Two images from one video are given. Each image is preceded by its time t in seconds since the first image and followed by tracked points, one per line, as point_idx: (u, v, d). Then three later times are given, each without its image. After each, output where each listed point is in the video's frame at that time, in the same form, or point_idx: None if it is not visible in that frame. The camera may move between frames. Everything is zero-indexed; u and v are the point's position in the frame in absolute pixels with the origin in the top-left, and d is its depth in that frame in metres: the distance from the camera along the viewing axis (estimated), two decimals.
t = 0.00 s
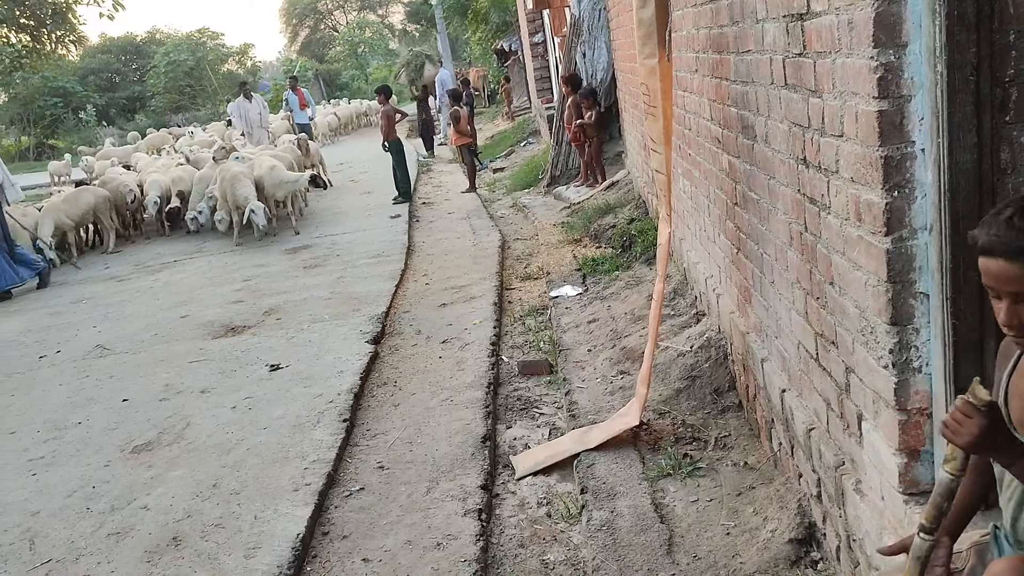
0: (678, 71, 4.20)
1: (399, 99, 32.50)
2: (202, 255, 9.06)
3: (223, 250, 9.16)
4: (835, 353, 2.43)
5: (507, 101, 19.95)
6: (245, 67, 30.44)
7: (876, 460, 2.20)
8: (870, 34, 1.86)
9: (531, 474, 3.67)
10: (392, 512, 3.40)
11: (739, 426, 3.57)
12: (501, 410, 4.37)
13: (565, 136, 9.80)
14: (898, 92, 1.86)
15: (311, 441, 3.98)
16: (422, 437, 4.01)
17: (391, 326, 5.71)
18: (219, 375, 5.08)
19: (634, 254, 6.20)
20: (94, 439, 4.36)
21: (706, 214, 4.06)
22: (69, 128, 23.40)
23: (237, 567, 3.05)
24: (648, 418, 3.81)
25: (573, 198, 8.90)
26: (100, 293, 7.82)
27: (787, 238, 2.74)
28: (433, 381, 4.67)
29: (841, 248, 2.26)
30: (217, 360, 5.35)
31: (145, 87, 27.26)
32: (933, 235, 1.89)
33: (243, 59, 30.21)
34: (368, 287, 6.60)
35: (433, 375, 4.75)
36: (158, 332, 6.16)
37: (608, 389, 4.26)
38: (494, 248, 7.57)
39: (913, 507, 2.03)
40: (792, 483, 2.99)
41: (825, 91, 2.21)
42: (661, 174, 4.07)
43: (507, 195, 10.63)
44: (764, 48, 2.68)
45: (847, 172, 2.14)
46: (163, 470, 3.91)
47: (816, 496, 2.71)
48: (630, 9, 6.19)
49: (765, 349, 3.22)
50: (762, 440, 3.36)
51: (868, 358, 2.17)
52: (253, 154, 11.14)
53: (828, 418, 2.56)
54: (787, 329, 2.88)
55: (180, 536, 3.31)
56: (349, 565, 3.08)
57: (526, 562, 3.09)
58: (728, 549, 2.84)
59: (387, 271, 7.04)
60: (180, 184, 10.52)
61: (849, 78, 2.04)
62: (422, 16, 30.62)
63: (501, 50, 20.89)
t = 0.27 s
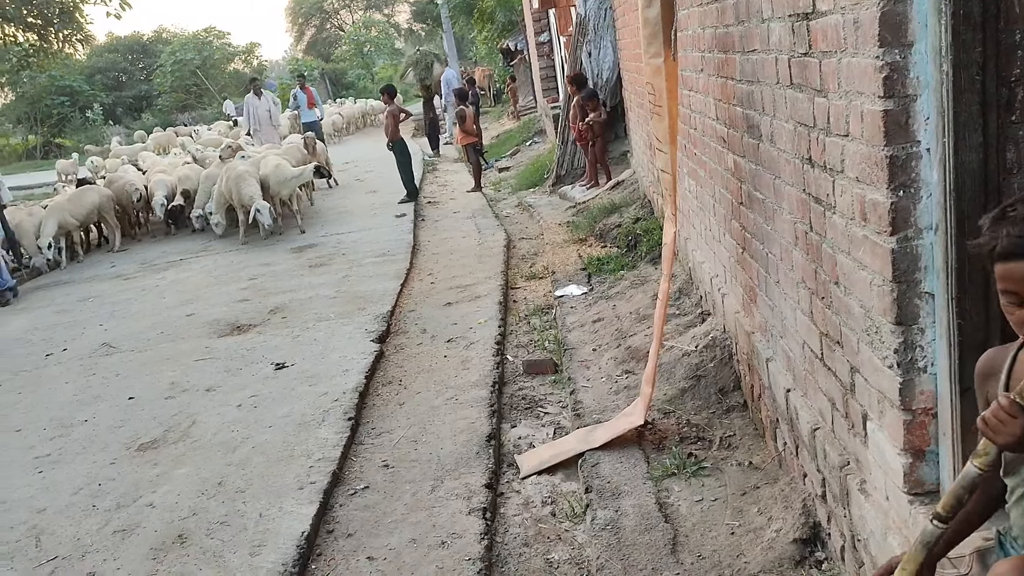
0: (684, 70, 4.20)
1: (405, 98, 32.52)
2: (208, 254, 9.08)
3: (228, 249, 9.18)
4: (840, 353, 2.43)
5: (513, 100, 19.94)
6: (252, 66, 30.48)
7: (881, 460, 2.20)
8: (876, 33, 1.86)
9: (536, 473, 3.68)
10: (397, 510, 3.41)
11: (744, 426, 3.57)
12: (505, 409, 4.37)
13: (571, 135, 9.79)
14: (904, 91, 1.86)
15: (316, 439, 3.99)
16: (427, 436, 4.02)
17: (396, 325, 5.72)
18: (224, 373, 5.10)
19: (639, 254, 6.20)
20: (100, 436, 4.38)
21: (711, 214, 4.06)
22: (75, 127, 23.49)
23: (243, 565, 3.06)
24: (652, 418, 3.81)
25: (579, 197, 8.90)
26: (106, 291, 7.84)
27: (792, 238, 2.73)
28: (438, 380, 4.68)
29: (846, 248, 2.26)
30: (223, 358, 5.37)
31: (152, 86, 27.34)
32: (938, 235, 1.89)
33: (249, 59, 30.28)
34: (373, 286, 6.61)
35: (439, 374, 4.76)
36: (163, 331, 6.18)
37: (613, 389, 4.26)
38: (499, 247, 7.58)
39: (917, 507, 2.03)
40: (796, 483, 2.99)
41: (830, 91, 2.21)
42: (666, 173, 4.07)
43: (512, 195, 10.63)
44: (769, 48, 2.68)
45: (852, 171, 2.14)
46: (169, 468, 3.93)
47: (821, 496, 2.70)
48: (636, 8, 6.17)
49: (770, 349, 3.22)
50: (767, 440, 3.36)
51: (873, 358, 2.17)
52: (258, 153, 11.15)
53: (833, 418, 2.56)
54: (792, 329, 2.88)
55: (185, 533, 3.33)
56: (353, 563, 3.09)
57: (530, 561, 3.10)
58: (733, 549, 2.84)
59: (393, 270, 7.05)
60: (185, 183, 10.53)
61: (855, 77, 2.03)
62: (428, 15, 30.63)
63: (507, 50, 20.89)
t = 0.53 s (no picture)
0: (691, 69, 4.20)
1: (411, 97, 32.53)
2: (215, 252, 9.11)
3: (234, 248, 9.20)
4: (847, 352, 2.43)
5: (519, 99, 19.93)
6: (258, 64, 30.53)
7: (888, 459, 2.20)
8: (884, 32, 1.86)
9: (542, 471, 3.68)
10: (403, 508, 3.42)
11: (750, 425, 3.57)
12: (511, 408, 4.38)
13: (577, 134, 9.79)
14: (912, 90, 1.86)
15: (323, 437, 4.00)
16: (433, 434, 4.02)
17: (402, 324, 5.72)
18: (231, 371, 5.11)
19: (645, 253, 6.19)
20: (107, 433, 4.40)
21: (718, 213, 4.05)
22: (82, 125, 23.57)
23: (249, 562, 3.07)
24: (658, 417, 3.81)
25: (585, 196, 8.90)
26: (113, 289, 7.87)
27: (799, 237, 2.73)
28: (444, 378, 4.69)
29: (853, 247, 2.26)
30: (230, 356, 5.38)
31: (158, 84, 27.42)
32: (946, 234, 1.88)
33: (255, 57, 30.34)
34: (379, 284, 6.61)
35: (444, 373, 4.76)
36: (170, 328, 6.20)
37: (618, 388, 4.26)
38: (505, 246, 7.58)
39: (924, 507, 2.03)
40: (802, 482, 2.99)
41: (838, 90, 2.20)
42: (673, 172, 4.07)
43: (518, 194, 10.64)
44: (777, 46, 2.68)
45: (860, 170, 2.14)
46: (175, 465, 3.94)
47: (827, 495, 2.70)
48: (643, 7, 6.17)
49: (776, 348, 3.21)
50: (773, 440, 3.36)
51: (880, 357, 2.16)
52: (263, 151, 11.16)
53: (840, 418, 2.56)
54: (799, 328, 2.88)
55: (192, 530, 3.33)
56: (359, 560, 3.10)
57: (536, 559, 3.10)
58: (738, 548, 2.84)
59: (398, 268, 7.06)
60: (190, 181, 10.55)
61: (863, 76, 2.03)
62: (434, 14, 30.64)
63: (513, 49, 20.88)
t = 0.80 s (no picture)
0: (699, 68, 4.18)
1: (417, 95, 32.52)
2: (221, 250, 9.11)
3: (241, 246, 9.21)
4: (857, 352, 2.41)
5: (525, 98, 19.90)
6: (264, 63, 30.55)
7: (898, 459, 2.18)
8: (896, 30, 1.84)
9: (549, 471, 3.67)
10: (410, 507, 3.41)
11: (758, 425, 3.56)
12: (518, 407, 4.37)
13: (584, 133, 9.77)
14: (924, 88, 1.84)
15: (329, 436, 4.00)
16: (440, 433, 4.02)
17: (408, 323, 5.72)
18: (237, 369, 5.11)
19: (652, 252, 6.18)
20: (114, 431, 4.40)
21: (726, 212, 4.04)
22: (89, 123, 23.62)
23: (256, 560, 3.07)
24: (666, 416, 3.79)
25: (592, 195, 8.88)
26: (120, 287, 7.88)
27: (808, 236, 2.72)
28: (450, 377, 4.68)
29: (864, 245, 2.24)
30: (236, 354, 5.38)
31: (164, 82, 27.46)
32: (958, 233, 1.87)
33: (261, 56, 30.36)
34: (385, 283, 6.61)
35: (451, 371, 4.76)
36: (177, 326, 6.21)
37: (625, 387, 4.25)
38: (511, 245, 7.57)
39: (935, 507, 2.01)
40: (811, 483, 2.98)
41: (849, 88, 2.19)
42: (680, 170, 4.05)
43: (524, 192, 10.63)
44: (787, 45, 2.66)
45: (871, 169, 2.12)
46: (182, 463, 3.94)
47: (836, 496, 2.69)
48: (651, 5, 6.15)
49: (785, 348, 3.20)
50: (781, 440, 3.35)
51: (891, 356, 2.15)
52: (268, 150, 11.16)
53: (849, 418, 2.54)
54: (808, 327, 2.86)
55: (199, 528, 3.33)
56: (366, 559, 3.10)
57: (543, 559, 3.09)
58: (747, 549, 2.83)
59: (404, 267, 7.05)
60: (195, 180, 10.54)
61: (874, 73, 2.01)
62: (440, 12, 30.61)
63: (520, 47, 20.85)
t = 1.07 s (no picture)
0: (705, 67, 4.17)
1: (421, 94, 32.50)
2: (226, 249, 9.12)
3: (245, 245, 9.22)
4: (865, 351, 2.40)
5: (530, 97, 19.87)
6: (268, 62, 30.57)
7: (906, 458, 2.18)
8: (906, 28, 1.83)
9: (554, 470, 3.66)
10: (415, 506, 3.41)
11: (764, 425, 3.57)
12: (523, 407, 4.36)
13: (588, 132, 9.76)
14: (934, 87, 1.83)
15: (335, 435, 4.00)
16: (445, 432, 4.01)
17: (413, 322, 5.71)
18: (242, 368, 5.11)
19: (657, 252, 6.17)
20: (118, 430, 4.41)
21: (732, 211, 4.03)
22: (93, 122, 23.66)
23: (261, 559, 3.07)
24: (671, 416, 3.79)
25: (596, 194, 8.87)
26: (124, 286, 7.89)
27: (816, 235, 2.71)
28: (455, 376, 4.67)
29: (872, 245, 2.23)
30: (241, 353, 5.38)
31: (169, 81, 27.49)
32: (968, 233, 1.86)
33: (265, 55, 30.37)
34: (390, 282, 6.61)
35: (456, 371, 4.75)
36: (181, 325, 6.21)
37: (631, 387, 4.24)
38: (516, 244, 7.56)
39: (943, 508, 2.01)
40: (817, 483, 2.98)
41: (858, 87, 2.18)
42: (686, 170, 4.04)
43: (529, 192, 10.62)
44: (794, 44, 2.66)
45: (880, 168, 2.11)
46: (187, 461, 3.94)
47: (843, 496, 2.68)
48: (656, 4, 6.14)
49: (791, 348, 3.19)
50: (787, 440, 3.36)
51: (899, 356, 2.14)
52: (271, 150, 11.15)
53: (857, 418, 2.53)
54: (815, 327, 2.86)
55: (204, 527, 3.33)
56: (371, 558, 3.09)
57: (548, 558, 3.09)
58: (753, 549, 2.82)
59: (409, 266, 7.05)
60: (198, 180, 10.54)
61: (884, 72, 2.00)
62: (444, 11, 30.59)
63: (524, 46, 20.82)
